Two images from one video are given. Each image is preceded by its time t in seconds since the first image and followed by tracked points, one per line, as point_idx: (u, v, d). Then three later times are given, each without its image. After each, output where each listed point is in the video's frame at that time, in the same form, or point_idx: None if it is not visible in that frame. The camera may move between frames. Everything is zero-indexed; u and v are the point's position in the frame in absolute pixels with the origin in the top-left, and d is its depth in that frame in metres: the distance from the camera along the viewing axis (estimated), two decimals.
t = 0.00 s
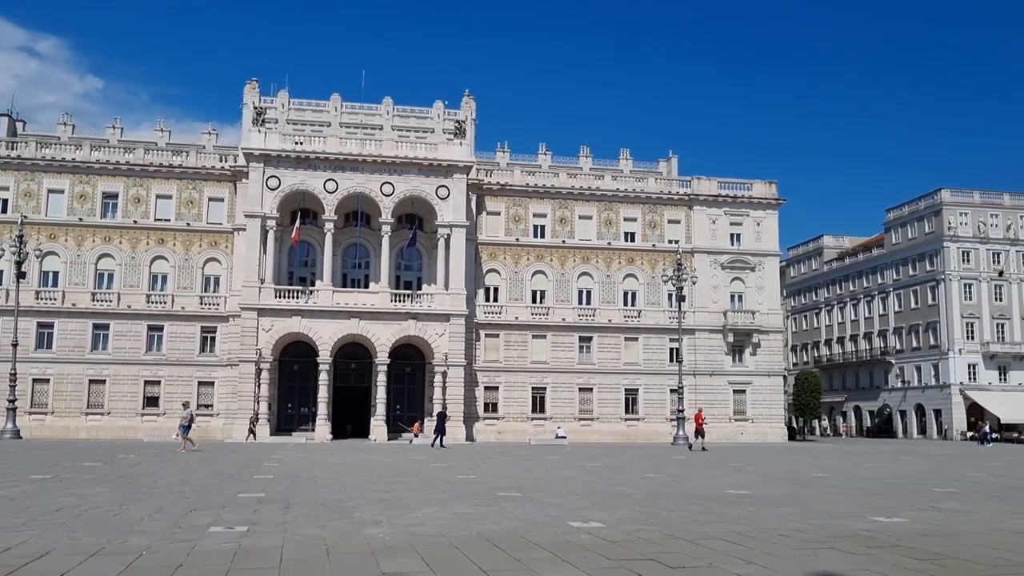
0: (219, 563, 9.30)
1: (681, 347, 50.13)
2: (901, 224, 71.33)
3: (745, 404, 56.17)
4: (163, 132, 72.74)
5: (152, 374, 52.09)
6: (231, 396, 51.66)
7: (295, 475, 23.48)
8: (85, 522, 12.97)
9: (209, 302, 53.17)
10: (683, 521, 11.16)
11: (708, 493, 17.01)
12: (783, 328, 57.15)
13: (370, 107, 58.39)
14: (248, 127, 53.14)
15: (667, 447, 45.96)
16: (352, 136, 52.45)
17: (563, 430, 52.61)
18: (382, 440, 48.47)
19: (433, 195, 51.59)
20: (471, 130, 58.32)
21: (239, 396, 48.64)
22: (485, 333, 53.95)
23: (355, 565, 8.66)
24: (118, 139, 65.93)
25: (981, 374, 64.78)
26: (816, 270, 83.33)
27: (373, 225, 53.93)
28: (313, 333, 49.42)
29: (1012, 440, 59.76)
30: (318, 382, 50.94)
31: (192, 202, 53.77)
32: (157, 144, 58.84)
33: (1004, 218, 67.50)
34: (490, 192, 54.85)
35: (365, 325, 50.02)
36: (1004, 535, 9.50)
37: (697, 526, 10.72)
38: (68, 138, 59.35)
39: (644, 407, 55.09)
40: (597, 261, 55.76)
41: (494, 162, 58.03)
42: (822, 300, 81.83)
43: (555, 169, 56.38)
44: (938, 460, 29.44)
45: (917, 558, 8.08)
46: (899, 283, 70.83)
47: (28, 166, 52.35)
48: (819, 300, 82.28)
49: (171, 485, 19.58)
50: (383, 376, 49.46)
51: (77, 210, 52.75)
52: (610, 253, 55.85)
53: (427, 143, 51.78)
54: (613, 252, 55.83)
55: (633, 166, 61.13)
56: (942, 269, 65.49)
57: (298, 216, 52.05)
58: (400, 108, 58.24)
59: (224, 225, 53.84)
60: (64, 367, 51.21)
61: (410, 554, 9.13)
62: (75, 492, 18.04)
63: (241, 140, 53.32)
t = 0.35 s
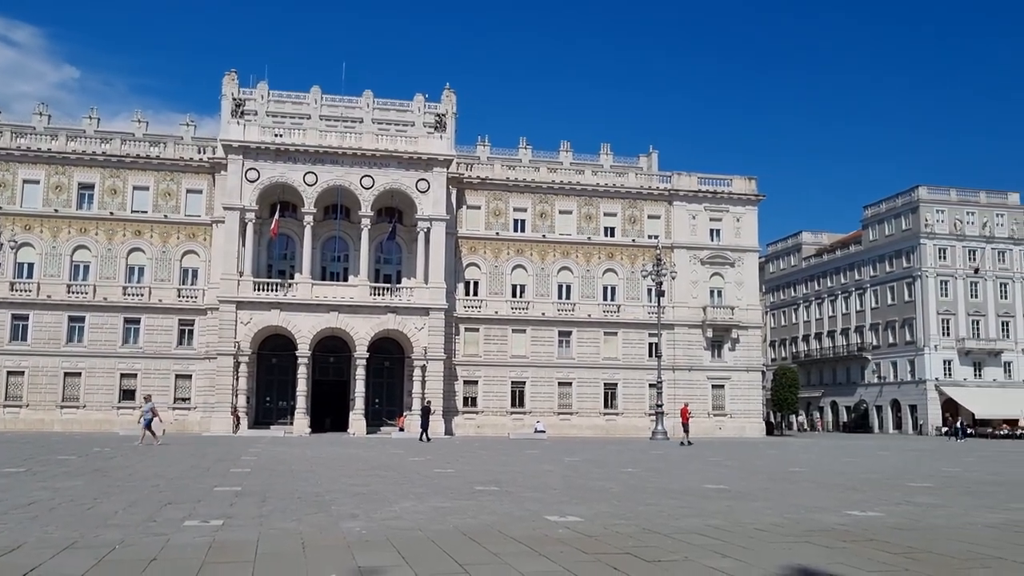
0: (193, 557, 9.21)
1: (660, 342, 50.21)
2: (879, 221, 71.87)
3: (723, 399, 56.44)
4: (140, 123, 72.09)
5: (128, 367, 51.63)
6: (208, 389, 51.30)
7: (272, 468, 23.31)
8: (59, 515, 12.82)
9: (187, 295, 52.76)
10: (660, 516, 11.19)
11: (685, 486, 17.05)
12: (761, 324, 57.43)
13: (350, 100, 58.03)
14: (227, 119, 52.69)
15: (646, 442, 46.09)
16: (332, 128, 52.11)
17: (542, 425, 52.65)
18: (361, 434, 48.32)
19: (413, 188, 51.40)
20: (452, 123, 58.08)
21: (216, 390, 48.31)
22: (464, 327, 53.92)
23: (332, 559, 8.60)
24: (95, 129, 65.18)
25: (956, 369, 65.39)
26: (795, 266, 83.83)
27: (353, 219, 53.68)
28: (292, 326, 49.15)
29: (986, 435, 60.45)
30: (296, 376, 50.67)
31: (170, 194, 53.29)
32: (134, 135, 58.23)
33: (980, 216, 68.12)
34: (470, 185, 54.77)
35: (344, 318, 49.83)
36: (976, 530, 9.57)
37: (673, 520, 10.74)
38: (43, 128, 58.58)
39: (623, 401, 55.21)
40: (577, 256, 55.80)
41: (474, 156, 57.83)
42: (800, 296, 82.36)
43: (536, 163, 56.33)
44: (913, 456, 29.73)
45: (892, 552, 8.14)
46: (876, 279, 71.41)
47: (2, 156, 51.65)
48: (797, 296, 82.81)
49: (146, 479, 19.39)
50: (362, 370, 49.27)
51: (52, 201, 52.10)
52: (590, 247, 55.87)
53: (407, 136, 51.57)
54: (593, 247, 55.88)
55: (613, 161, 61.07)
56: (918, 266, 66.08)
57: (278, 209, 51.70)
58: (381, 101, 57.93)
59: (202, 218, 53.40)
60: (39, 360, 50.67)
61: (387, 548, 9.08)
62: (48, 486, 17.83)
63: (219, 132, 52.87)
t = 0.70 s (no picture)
0: (115, 556, 8.95)
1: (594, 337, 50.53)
2: (808, 219, 73.48)
3: (656, 394, 57.15)
4: (64, 109, 69.79)
5: (51, 361, 50.02)
6: (135, 384, 50.00)
7: (201, 464, 22.84)
8: None
9: (113, 287, 51.35)
10: (592, 508, 11.28)
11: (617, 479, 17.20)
12: (693, 319, 58.23)
13: (285, 90, 56.92)
14: (156, 107, 51.34)
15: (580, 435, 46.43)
16: (266, 118, 51.18)
17: (477, 419, 52.67)
18: (294, 429, 47.67)
19: (348, 181, 50.83)
20: (389, 116, 57.51)
21: (144, 384, 47.15)
22: (400, 321, 53.60)
23: (261, 555, 8.45)
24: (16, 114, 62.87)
25: (879, 364, 67.42)
26: (727, 263, 85.26)
27: (287, 211, 52.87)
28: (223, 319, 48.24)
29: (907, 427, 62.44)
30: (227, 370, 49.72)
31: (96, 183, 51.75)
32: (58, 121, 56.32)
33: (904, 215, 70.09)
34: (406, 178, 54.38)
35: (277, 312, 49.08)
36: (896, 519, 9.86)
37: (604, 512, 10.81)
38: None
39: (558, 395, 55.48)
40: (513, 250, 55.87)
41: (410, 150, 57.36)
42: (732, 292, 83.85)
43: (472, 157, 56.16)
44: (839, 448, 30.47)
45: (815, 541, 8.33)
46: (805, 276, 73.05)
47: None
48: (729, 292, 84.26)
49: (68, 476, 18.79)
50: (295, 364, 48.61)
51: None
52: (526, 242, 55.97)
53: (342, 128, 50.93)
54: (529, 242, 55.99)
55: (550, 156, 61.12)
56: (845, 263, 67.84)
57: (209, 200, 50.63)
58: (316, 91, 57.06)
59: (130, 208, 52.02)
60: None
61: (317, 543, 8.96)
62: None
63: (148, 120, 51.49)
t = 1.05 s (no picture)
0: (5, 554, 8.55)
1: (512, 331, 50.65)
2: (722, 219, 75.13)
3: (572, 388, 57.67)
4: None
5: None
6: (36, 374, 48.04)
7: (103, 458, 22.06)
8: None
9: (13, 274, 49.25)
10: (505, 501, 11.30)
11: (532, 471, 17.29)
12: (610, 314, 58.89)
13: (199, 75, 55.58)
14: (62, 87, 49.42)
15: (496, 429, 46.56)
16: (179, 103, 49.73)
17: (393, 412, 52.31)
18: (205, 422, 46.52)
19: (265, 169, 49.77)
20: (307, 105, 56.50)
21: (45, 375, 45.35)
22: (316, 313, 52.96)
23: (164, 551, 8.19)
24: None
25: (787, 361, 69.54)
26: (644, 260, 86.57)
27: (200, 198, 51.53)
28: (131, 309, 46.73)
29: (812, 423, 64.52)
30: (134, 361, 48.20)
31: None
32: None
33: (813, 216, 72.25)
34: (325, 169, 53.57)
35: (188, 302, 47.82)
36: (799, 511, 10.17)
37: (518, 506, 10.80)
38: None
39: (475, 389, 55.47)
40: (432, 243, 55.58)
41: (329, 139, 56.40)
42: (648, 289, 85.21)
43: (392, 149, 55.64)
44: (749, 443, 31.24)
45: (721, 533, 8.51)
46: (718, 274, 74.72)
47: None
48: (645, 289, 85.57)
49: None
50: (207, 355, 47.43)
51: None
52: (445, 235, 55.73)
53: (259, 115, 49.83)
54: (448, 235, 55.79)
55: (471, 149, 60.88)
56: (757, 262, 69.64)
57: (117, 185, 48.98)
58: (232, 77, 55.68)
59: (32, 191, 49.96)
60: None
61: (223, 539, 8.74)
62: None
63: (53, 100, 49.51)
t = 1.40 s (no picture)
0: None
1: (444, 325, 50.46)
2: (654, 216, 76.00)
3: (504, 381, 57.78)
4: None
5: None
6: None
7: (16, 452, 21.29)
8: None
9: None
10: (432, 496, 11.26)
11: (461, 465, 17.28)
12: (542, 309, 59.13)
13: (123, 58, 53.92)
14: None
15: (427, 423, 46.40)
16: (103, 86, 48.21)
17: (322, 406, 51.73)
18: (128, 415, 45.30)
19: (192, 157, 48.56)
20: (237, 92, 55.30)
21: None
22: (244, 305, 52.02)
23: (79, 550, 7.92)
24: None
25: (715, 357, 70.84)
26: (576, 256, 87.10)
27: (124, 185, 50.08)
28: (49, 299, 45.26)
29: (738, 417, 65.89)
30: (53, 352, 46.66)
31: None
32: None
33: (741, 215, 73.58)
34: (255, 158, 52.58)
35: (111, 292, 46.46)
36: (722, 504, 10.36)
37: (446, 501, 10.75)
38: None
39: (406, 382, 55.17)
40: (364, 236, 55.02)
41: (260, 128, 55.18)
42: (580, 284, 85.78)
43: (325, 139, 54.85)
44: (674, 437, 31.77)
45: (647, 526, 8.61)
46: (649, 271, 75.64)
47: None
48: (577, 284, 86.11)
49: None
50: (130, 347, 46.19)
51: None
52: (378, 228, 55.25)
53: (187, 101, 48.62)
54: (381, 228, 55.29)
55: (404, 141, 60.27)
56: (687, 260, 70.70)
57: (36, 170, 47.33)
58: (158, 61, 54.13)
59: None
60: None
61: (143, 536, 8.50)
62: None
63: None
